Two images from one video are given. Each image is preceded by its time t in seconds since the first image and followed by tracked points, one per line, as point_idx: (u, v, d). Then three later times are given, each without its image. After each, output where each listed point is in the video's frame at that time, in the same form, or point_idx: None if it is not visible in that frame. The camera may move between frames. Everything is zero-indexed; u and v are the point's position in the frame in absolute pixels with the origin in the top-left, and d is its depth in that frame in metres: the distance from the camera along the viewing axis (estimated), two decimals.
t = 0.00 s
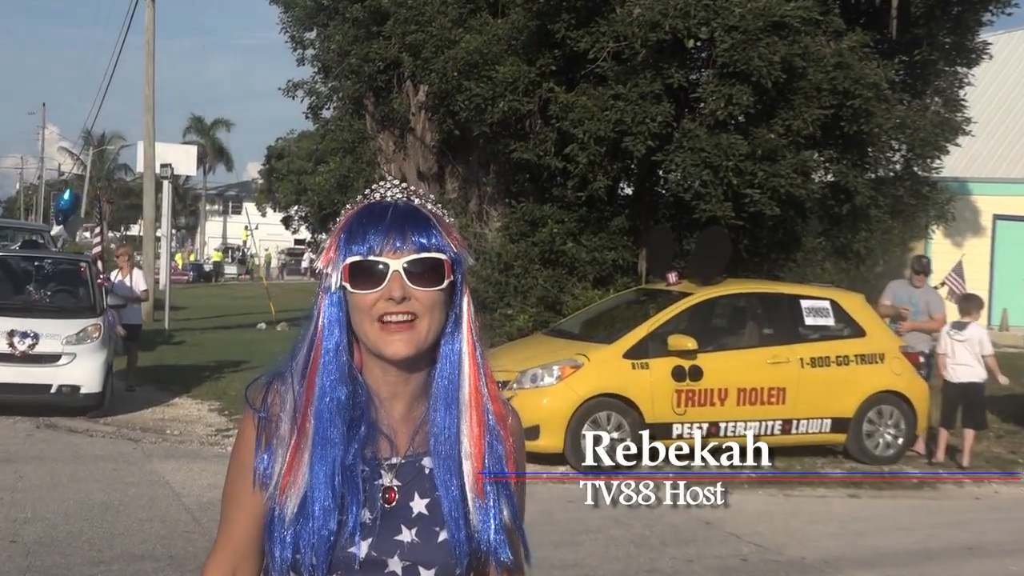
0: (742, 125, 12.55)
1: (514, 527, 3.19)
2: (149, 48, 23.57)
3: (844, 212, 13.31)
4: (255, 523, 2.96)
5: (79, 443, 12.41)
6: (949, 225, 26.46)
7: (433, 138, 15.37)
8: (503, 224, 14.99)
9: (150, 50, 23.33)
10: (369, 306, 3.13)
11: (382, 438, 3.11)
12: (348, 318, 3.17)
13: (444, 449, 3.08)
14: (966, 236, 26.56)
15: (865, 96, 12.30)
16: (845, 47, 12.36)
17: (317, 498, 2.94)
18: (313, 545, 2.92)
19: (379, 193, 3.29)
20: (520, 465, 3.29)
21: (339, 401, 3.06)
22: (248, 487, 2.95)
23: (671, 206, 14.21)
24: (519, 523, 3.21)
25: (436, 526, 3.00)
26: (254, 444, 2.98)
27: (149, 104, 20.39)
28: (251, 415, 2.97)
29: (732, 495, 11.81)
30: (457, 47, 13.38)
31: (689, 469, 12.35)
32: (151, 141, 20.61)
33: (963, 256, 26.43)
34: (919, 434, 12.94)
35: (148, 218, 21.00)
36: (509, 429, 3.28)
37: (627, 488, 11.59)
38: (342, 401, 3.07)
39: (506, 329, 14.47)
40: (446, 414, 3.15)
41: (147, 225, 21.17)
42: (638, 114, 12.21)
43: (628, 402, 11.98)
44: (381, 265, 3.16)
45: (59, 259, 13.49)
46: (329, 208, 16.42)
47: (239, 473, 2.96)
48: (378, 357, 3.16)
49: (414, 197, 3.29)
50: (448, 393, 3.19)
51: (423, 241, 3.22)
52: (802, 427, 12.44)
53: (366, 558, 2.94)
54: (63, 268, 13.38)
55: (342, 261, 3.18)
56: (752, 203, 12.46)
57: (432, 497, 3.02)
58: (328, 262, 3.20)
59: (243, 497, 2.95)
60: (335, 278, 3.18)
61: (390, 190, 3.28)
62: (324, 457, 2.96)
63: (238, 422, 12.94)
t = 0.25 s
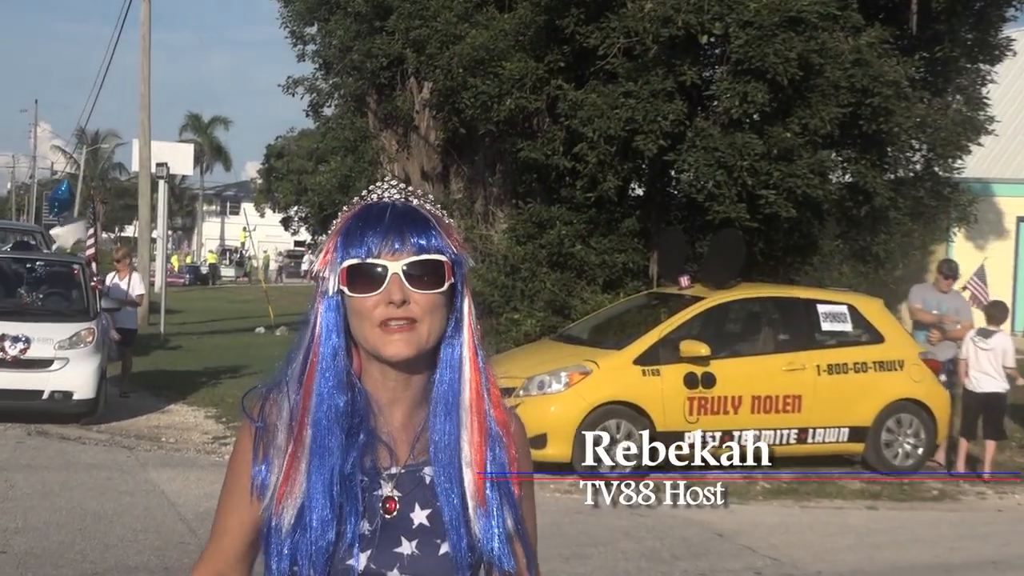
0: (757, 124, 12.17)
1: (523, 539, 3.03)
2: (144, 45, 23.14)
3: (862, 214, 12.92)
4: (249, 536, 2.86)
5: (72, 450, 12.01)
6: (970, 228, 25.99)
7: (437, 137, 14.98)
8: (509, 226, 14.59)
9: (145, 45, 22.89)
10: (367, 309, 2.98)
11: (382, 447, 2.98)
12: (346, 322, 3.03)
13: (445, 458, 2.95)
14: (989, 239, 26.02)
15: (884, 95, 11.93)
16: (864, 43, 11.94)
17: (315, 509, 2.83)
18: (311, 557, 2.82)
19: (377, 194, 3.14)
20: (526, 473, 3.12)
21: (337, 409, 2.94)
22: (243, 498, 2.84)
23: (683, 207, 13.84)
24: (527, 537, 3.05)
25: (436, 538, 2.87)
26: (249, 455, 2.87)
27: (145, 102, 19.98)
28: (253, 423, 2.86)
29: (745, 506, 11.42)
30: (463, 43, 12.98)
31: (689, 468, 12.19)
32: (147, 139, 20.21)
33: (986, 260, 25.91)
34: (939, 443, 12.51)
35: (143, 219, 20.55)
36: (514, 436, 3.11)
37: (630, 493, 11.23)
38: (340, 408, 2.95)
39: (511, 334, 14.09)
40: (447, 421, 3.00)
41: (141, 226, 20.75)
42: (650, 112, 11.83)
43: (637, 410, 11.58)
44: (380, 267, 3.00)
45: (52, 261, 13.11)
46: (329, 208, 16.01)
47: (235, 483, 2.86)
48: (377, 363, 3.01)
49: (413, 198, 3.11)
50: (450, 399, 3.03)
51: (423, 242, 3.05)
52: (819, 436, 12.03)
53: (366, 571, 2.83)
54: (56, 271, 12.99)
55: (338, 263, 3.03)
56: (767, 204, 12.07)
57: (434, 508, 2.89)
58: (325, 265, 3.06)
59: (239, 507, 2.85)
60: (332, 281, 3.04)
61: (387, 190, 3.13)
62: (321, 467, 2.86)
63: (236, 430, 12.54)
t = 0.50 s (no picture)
0: (768, 122, 11.85)
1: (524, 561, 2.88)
2: (139, 42, 22.77)
3: (876, 214, 12.59)
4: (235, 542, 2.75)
5: (64, 455, 11.68)
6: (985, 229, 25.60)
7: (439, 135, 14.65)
8: (513, 226, 14.27)
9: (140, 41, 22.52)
10: (363, 305, 2.88)
11: (373, 454, 2.86)
12: (339, 322, 2.93)
13: (441, 466, 2.83)
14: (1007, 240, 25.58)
15: (899, 92, 11.56)
16: (879, 39, 11.61)
17: (304, 515, 2.72)
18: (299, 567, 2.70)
19: (376, 191, 3.06)
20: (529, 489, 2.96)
21: (329, 412, 2.85)
22: (231, 505, 2.77)
23: (691, 207, 13.51)
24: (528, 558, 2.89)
25: (431, 548, 2.74)
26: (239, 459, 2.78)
27: (139, 98, 19.63)
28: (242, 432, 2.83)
29: (755, 514, 11.10)
30: (466, 37, 12.66)
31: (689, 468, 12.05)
32: (142, 136, 19.84)
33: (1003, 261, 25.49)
34: (954, 450, 12.18)
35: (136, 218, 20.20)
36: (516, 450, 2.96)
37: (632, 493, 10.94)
38: (331, 411, 2.85)
39: (515, 337, 13.76)
40: (443, 426, 2.87)
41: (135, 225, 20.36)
42: (658, 109, 11.51)
43: (645, 415, 11.25)
44: (375, 261, 2.90)
45: (44, 260, 12.80)
46: (328, 207, 15.69)
47: (224, 489, 2.80)
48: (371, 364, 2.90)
49: (414, 196, 3.03)
50: (446, 405, 2.90)
51: (424, 239, 2.95)
52: (831, 442, 11.70)
53: None
54: (49, 271, 12.69)
55: (333, 257, 2.93)
56: (779, 204, 11.75)
57: (427, 517, 2.77)
58: (318, 261, 2.96)
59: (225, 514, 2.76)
60: (326, 277, 2.93)
61: (387, 188, 3.05)
62: (313, 471, 2.76)
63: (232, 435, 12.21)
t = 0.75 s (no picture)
0: (781, 119, 11.49)
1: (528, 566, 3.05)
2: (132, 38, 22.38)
3: (892, 214, 12.20)
4: (238, 549, 2.89)
5: (53, 462, 11.31)
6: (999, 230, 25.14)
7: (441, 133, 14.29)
8: (517, 226, 13.91)
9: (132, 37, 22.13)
10: (369, 313, 3.03)
11: (378, 461, 3.02)
12: (344, 329, 3.08)
13: (443, 475, 2.97)
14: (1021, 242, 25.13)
15: (917, 88, 11.16)
16: (896, 33, 11.23)
17: (308, 523, 2.87)
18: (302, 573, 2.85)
19: (380, 192, 3.19)
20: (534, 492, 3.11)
21: (334, 419, 2.99)
22: (235, 508, 2.89)
23: (702, 207, 13.16)
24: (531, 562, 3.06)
25: (433, 557, 2.90)
26: (243, 465, 2.92)
27: (133, 95, 19.29)
28: (241, 438, 2.89)
29: (767, 524, 10.73)
30: (470, 31, 12.31)
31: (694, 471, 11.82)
32: (136, 134, 19.46)
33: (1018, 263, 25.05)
34: (972, 458, 11.81)
35: (129, 216, 19.79)
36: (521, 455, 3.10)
37: (627, 488, 10.91)
38: (336, 418, 3.00)
39: (519, 340, 13.40)
40: (446, 436, 3.03)
41: (127, 224, 19.94)
42: (667, 106, 11.15)
43: (653, 422, 10.88)
44: (381, 268, 3.06)
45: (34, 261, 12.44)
46: (327, 206, 15.32)
47: (226, 492, 2.91)
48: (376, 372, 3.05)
49: (421, 199, 3.17)
50: (451, 412, 3.06)
51: (430, 245, 3.10)
52: (846, 450, 11.33)
53: None
54: (39, 271, 12.33)
55: (340, 264, 3.09)
56: (791, 204, 11.38)
57: (431, 524, 2.92)
58: (324, 265, 3.11)
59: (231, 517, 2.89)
60: (332, 284, 3.09)
61: (392, 188, 3.18)
62: (317, 480, 2.90)
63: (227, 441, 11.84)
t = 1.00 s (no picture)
0: (794, 115, 11.19)
1: (529, 568, 3.05)
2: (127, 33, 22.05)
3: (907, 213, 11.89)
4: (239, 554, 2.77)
5: (45, 467, 10.99)
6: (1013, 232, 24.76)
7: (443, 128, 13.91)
8: (522, 225, 13.61)
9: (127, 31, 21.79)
10: (373, 309, 2.95)
11: (384, 462, 2.96)
12: (346, 326, 2.99)
13: (451, 477, 2.95)
14: None
15: (934, 83, 10.84)
16: (912, 27, 10.91)
17: (312, 526, 2.79)
18: None
19: (384, 190, 3.15)
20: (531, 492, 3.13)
21: (338, 418, 2.92)
22: (234, 512, 2.78)
23: (711, 205, 12.92)
24: (534, 563, 3.06)
25: (439, 558, 2.86)
26: (243, 466, 2.80)
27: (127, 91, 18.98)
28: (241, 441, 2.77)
29: (779, 532, 10.39)
30: (474, 24, 12.09)
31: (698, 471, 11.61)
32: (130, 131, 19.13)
33: None
34: (990, 464, 11.48)
35: (123, 214, 19.45)
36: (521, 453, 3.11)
37: (630, 488, 10.62)
38: (341, 419, 2.92)
39: (525, 342, 13.06)
40: (453, 438, 3.01)
41: (122, 222, 19.57)
42: (676, 102, 10.84)
43: (661, 426, 10.62)
44: (383, 265, 2.98)
45: (25, 260, 12.13)
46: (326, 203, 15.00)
47: (223, 495, 2.79)
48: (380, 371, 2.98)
49: (423, 195, 3.11)
50: (455, 411, 3.04)
51: (433, 241, 3.04)
52: (860, 456, 11.01)
53: None
54: (30, 271, 12.02)
55: (341, 261, 3.00)
56: (804, 202, 11.05)
57: (436, 525, 2.89)
58: (325, 263, 3.04)
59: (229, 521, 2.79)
60: (333, 280, 3.01)
61: (395, 185, 3.14)
62: (323, 480, 2.82)
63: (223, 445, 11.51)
